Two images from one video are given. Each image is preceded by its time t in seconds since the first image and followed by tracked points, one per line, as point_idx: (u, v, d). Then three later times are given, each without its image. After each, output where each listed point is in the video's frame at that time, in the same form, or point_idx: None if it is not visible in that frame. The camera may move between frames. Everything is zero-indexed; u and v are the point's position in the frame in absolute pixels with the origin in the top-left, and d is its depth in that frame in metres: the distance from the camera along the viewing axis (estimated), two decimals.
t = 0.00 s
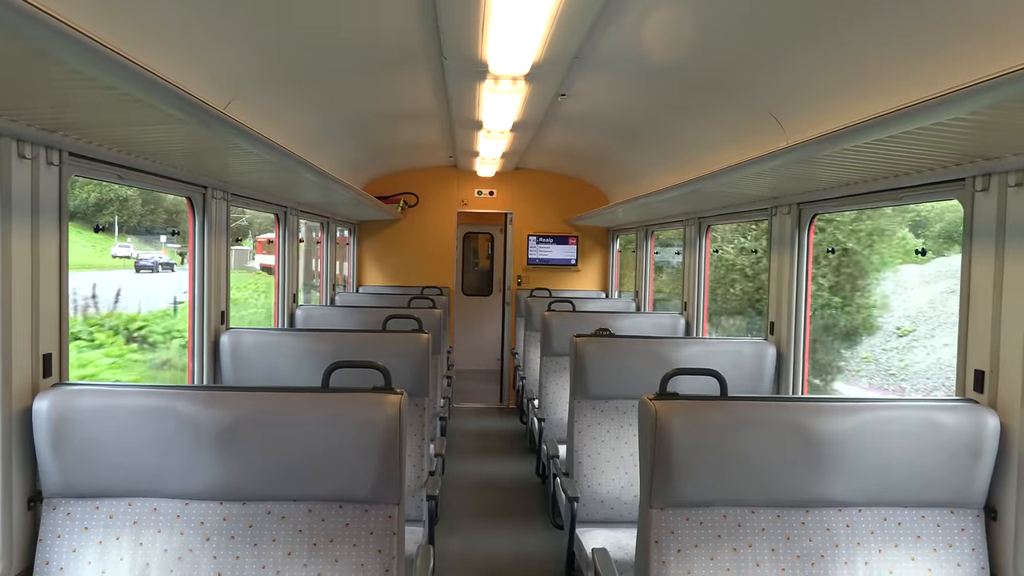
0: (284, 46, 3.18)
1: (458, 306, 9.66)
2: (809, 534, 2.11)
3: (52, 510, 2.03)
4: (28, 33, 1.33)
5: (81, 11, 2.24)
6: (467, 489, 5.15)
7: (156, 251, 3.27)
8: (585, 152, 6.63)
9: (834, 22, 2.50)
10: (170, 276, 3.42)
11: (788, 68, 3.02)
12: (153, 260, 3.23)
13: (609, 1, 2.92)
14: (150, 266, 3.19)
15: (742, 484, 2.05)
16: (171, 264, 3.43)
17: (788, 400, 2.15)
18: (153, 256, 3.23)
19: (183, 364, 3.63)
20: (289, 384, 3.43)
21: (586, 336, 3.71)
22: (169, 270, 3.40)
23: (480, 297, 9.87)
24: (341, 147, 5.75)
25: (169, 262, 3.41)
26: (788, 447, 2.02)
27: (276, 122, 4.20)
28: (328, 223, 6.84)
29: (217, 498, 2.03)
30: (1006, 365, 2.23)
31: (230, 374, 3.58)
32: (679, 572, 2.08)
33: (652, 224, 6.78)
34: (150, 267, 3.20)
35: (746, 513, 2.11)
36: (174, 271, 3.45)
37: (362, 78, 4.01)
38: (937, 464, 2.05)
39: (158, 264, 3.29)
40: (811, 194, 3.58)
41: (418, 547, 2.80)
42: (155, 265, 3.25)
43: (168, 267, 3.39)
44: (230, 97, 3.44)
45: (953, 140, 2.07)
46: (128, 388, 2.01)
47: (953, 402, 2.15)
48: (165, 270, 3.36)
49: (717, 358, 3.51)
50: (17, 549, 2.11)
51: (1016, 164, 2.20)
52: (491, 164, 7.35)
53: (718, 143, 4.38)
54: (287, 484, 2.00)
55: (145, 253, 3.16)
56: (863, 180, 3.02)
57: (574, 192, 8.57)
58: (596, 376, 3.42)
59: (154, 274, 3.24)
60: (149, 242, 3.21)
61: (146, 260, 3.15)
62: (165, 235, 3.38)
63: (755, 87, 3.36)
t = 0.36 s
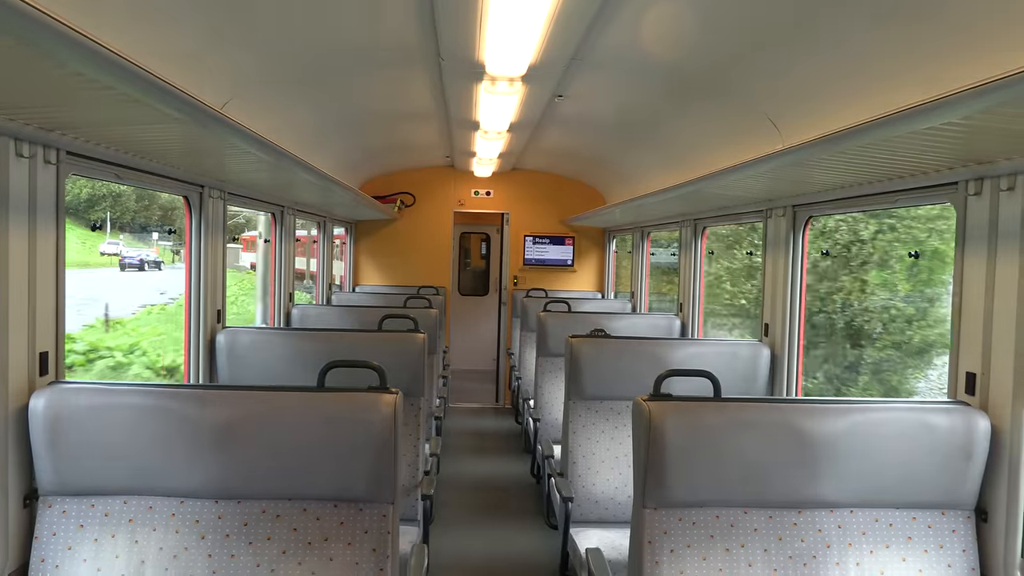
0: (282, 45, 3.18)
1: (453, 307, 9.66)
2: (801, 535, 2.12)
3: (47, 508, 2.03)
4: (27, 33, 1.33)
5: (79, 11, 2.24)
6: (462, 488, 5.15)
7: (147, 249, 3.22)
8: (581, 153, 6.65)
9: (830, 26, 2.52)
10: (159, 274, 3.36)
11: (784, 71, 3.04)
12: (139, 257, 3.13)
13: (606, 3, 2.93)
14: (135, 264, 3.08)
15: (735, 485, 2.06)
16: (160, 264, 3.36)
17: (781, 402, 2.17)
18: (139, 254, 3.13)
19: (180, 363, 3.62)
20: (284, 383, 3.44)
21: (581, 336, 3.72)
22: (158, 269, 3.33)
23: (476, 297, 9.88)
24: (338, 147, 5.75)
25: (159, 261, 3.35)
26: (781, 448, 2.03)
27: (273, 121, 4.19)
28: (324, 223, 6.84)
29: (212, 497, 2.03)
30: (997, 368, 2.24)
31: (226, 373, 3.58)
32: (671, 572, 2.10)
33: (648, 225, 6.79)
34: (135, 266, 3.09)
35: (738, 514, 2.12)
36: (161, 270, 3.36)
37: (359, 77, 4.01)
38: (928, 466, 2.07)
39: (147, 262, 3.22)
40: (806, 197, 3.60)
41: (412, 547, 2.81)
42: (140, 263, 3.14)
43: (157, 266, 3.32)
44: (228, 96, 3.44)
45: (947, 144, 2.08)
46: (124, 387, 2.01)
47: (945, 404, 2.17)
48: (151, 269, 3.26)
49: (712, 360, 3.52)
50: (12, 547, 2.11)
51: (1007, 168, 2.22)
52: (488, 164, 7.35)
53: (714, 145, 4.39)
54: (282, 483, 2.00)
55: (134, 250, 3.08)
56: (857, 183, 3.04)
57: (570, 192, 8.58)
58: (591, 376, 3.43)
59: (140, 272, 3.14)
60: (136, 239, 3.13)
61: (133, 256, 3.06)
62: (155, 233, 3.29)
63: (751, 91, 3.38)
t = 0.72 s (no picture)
0: (278, 46, 3.18)
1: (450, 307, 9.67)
2: (795, 533, 2.14)
3: (45, 509, 2.04)
4: (23, 35, 1.34)
5: (75, 13, 2.25)
6: (459, 488, 5.17)
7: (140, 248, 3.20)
8: (577, 153, 6.66)
9: (823, 27, 2.54)
10: (151, 274, 3.31)
11: (777, 72, 3.05)
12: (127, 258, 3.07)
13: (601, 5, 2.95)
14: (123, 265, 3.02)
15: (731, 483, 2.07)
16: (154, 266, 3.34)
17: (776, 401, 2.18)
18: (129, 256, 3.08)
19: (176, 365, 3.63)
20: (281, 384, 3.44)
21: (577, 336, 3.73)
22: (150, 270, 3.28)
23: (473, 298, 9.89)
24: (335, 148, 5.75)
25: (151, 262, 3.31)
26: (776, 446, 2.05)
27: (269, 123, 4.20)
28: (321, 224, 6.84)
29: (209, 497, 2.04)
30: (989, 366, 2.26)
31: (223, 374, 3.59)
32: (667, 570, 2.11)
33: (643, 225, 6.81)
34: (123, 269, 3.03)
35: (734, 512, 2.14)
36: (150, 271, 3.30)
37: (355, 78, 4.01)
38: (921, 464, 2.09)
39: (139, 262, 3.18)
40: (800, 197, 3.62)
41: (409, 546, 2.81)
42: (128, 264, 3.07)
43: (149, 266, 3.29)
44: (224, 97, 3.45)
45: (939, 144, 2.10)
46: (122, 388, 2.02)
47: (938, 403, 2.19)
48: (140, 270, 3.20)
49: (707, 359, 3.54)
50: (11, 548, 2.11)
51: (999, 168, 2.24)
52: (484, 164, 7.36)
53: (709, 146, 4.41)
54: (279, 483, 2.01)
55: (125, 250, 3.04)
56: (851, 183, 3.06)
57: (566, 192, 8.60)
58: (587, 376, 3.45)
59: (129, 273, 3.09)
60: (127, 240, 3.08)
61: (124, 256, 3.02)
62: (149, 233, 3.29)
63: (746, 91, 3.40)
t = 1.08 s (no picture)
0: (275, 49, 3.19)
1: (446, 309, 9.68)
2: (790, 533, 2.15)
3: (45, 511, 2.04)
4: (19, 38, 1.34)
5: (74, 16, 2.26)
6: (456, 490, 5.17)
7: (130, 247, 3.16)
8: (573, 155, 6.68)
9: (817, 29, 2.55)
10: (141, 276, 3.25)
11: (772, 74, 3.08)
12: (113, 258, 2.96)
13: (597, 8, 2.97)
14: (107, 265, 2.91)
15: (727, 483, 2.09)
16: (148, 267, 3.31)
17: (771, 401, 2.20)
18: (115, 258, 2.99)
19: (173, 367, 3.63)
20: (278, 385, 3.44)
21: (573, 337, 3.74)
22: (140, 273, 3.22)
23: (469, 299, 9.89)
24: (331, 150, 5.76)
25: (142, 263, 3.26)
26: (772, 446, 2.06)
27: (265, 125, 4.20)
28: (317, 225, 6.84)
29: (208, 498, 2.04)
30: (982, 366, 2.29)
31: (220, 375, 3.59)
32: (664, 570, 2.12)
33: (639, 227, 6.83)
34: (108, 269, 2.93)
35: (729, 512, 2.15)
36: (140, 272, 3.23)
37: (351, 81, 4.02)
38: (914, 464, 2.10)
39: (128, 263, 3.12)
40: (795, 198, 3.64)
41: (407, 547, 2.82)
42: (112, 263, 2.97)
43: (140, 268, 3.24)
44: (221, 99, 3.45)
45: (932, 146, 2.12)
46: (120, 390, 2.02)
47: (931, 403, 2.21)
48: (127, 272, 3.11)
49: (703, 360, 3.55)
50: (9, 551, 2.11)
51: (992, 170, 2.26)
52: (480, 166, 7.37)
53: (704, 148, 4.44)
54: (277, 484, 2.01)
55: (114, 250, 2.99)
56: (845, 185, 3.08)
57: (562, 194, 8.62)
58: (584, 377, 3.46)
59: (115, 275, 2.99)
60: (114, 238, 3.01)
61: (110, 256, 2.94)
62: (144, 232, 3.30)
63: (740, 94, 3.42)
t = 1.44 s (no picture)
0: (273, 48, 3.19)
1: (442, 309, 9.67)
2: (785, 533, 2.16)
3: (40, 509, 2.03)
4: (18, 36, 1.34)
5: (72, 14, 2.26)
6: (451, 490, 5.17)
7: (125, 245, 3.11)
8: (569, 156, 6.69)
9: (814, 33, 2.57)
10: (133, 276, 3.18)
11: (768, 77, 3.09)
12: (106, 256, 2.90)
13: (594, 10, 2.98)
14: (101, 264, 2.84)
15: (722, 484, 2.10)
16: (145, 265, 3.29)
17: (766, 402, 2.21)
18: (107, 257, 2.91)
19: (169, 366, 3.62)
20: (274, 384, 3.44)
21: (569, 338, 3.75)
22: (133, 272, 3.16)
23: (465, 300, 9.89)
24: (328, 150, 5.76)
25: (135, 262, 3.19)
26: (767, 447, 2.07)
27: (263, 124, 4.20)
28: (314, 225, 6.83)
29: (204, 497, 2.04)
30: (976, 368, 2.30)
31: (216, 374, 3.58)
32: (659, 570, 2.13)
33: (635, 228, 6.85)
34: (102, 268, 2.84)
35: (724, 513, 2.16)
36: (133, 271, 3.16)
37: (349, 80, 4.02)
38: (908, 465, 2.12)
39: (121, 262, 3.05)
40: (791, 200, 3.66)
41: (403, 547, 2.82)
42: (106, 262, 2.89)
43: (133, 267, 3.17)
44: (219, 99, 3.45)
45: (927, 150, 2.14)
46: (117, 388, 2.02)
47: (926, 405, 2.22)
48: (119, 271, 3.02)
49: (699, 361, 3.56)
50: (4, 549, 2.10)
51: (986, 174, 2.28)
52: (477, 167, 7.38)
53: (701, 150, 4.45)
54: (273, 483, 2.01)
55: (114, 247, 2.99)
56: (840, 187, 3.10)
57: (559, 195, 8.63)
58: (580, 378, 3.47)
59: (107, 275, 2.91)
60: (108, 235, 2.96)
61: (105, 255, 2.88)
62: (144, 230, 3.30)
63: (737, 96, 3.44)
